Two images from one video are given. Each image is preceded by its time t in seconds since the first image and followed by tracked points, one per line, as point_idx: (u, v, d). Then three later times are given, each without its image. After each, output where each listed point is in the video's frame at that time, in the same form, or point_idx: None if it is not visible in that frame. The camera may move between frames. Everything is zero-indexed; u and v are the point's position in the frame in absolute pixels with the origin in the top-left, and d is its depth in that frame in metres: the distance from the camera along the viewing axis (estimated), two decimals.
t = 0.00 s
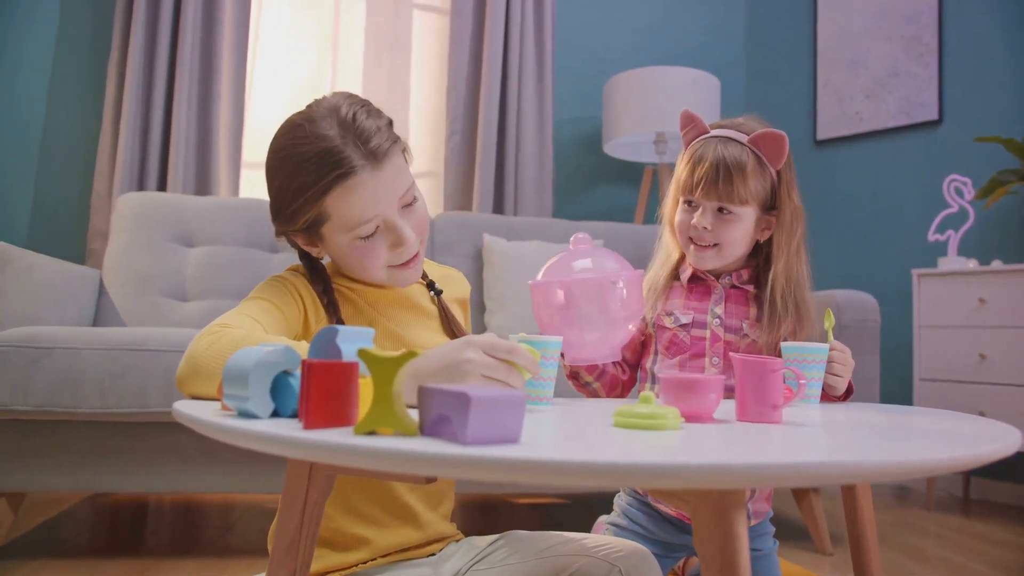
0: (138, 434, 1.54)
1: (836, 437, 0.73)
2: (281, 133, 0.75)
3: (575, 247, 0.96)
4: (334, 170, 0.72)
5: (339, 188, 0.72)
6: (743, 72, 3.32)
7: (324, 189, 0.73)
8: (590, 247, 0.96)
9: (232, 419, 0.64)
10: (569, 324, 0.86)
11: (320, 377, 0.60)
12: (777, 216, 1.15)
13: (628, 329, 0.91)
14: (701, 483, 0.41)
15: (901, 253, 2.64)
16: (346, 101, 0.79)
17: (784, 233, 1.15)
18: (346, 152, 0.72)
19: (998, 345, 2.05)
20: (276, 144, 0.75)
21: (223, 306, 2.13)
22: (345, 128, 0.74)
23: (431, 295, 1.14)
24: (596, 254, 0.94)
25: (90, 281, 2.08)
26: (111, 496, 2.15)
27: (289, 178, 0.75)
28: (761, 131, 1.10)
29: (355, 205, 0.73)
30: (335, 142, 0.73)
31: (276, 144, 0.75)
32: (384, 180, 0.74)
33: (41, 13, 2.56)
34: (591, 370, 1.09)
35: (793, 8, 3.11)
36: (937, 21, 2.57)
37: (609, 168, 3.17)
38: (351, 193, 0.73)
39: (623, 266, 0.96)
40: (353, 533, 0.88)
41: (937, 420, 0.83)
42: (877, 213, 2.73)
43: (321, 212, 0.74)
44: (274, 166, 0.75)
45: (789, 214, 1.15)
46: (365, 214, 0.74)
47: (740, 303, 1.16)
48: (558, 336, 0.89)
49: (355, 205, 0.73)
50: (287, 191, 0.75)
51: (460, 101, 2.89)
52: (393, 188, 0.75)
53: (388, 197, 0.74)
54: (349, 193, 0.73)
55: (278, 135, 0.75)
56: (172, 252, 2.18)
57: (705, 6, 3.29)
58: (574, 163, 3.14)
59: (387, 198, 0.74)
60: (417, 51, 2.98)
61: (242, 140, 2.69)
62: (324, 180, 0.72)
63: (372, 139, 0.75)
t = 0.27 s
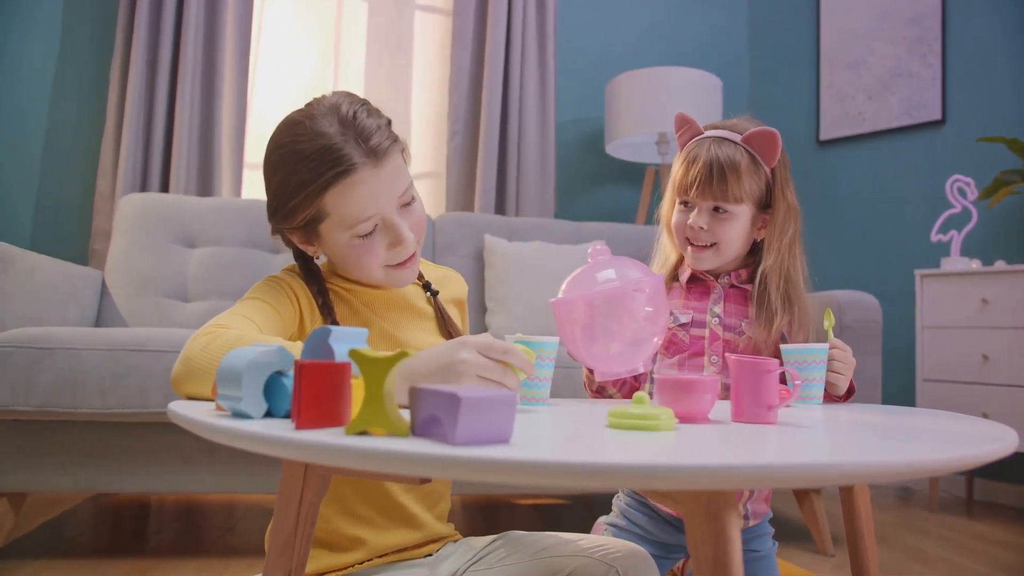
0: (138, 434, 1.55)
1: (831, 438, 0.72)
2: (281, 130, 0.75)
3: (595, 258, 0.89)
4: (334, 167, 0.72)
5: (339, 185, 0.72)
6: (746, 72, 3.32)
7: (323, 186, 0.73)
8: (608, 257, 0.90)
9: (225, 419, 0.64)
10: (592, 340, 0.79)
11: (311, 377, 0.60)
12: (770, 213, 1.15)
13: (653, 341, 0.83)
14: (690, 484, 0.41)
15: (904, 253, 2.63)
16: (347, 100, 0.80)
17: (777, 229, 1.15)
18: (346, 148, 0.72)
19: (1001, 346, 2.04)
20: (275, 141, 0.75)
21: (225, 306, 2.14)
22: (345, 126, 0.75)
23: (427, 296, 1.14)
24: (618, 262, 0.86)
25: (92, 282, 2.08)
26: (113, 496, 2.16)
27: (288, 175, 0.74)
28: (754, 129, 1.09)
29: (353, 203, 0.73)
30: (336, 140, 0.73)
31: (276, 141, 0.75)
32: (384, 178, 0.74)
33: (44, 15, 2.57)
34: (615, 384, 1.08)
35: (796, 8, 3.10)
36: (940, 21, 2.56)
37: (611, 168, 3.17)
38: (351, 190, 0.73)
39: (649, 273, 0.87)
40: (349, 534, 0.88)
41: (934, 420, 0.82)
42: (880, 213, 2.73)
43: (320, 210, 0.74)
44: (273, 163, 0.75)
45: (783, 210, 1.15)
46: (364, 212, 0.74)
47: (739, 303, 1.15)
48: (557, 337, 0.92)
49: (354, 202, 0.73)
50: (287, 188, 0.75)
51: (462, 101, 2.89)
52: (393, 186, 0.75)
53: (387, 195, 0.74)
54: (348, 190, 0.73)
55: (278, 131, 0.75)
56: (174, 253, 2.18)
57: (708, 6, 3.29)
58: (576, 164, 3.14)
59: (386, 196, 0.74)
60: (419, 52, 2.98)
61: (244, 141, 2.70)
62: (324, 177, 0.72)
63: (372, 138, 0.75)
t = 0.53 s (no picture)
0: (139, 434, 1.55)
1: (827, 438, 0.72)
2: (287, 122, 0.75)
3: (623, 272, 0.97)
4: (339, 159, 0.72)
5: (344, 178, 0.72)
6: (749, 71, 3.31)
7: (328, 178, 0.73)
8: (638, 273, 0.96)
9: (219, 419, 0.64)
10: (617, 351, 0.86)
11: (304, 377, 0.60)
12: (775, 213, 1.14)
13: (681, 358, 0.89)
14: (677, 484, 0.41)
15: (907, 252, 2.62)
16: (352, 97, 0.80)
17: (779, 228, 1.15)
18: (352, 141, 0.73)
19: (1004, 346, 2.03)
20: (281, 133, 0.75)
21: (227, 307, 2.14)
22: (350, 121, 0.75)
23: (426, 296, 1.14)
24: (646, 280, 0.94)
25: (95, 283, 2.08)
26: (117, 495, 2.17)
27: (292, 166, 0.74)
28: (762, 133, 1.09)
29: (357, 196, 0.73)
30: (341, 134, 0.73)
31: (281, 133, 0.75)
32: (388, 173, 0.74)
33: (48, 17, 2.58)
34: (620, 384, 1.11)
35: (799, 7, 3.09)
36: (944, 19, 2.55)
37: (613, 168, 3.16)
38: (355, 183, 0.73)
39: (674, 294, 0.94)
40: (347, 534, 0.88)
41: (930, 419, 0.82)
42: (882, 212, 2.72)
43: (323, 203, 0.74)
44: (278, 154, 0.75)
45: (789, 211, 1.14)
46: (367, 205, 0.74)
47: (738, 303, 1.15)
48: (554, 337, 0.92)
49: (358, 196, 0.73)
50: (290, 179, 0.75)
51: (464, 101, 2.89)
52: (397, 181, 0.75)
53: (391, 190, 0.74)
54: (353, 183, 0.73)
55: (284, 123, 0.75)
56: (176, 253, 2.19)
57: (710, 5, 3.28)
58: (578, 164, 3.14)
59: (389, 190, 0.74)
60: (421, 52, 2.99)
61: (247, 142, 2.71)
62: (328, 168, 0.72)
63: (377, 134, 0.75)
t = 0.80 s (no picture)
0: (141, 433, 1.55)
1: (823, 438, 0.72)
2: (298, 113, 0.75)
3: (641, 275, 1.03)
4: (348, 151, 0.72)
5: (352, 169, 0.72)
6: (752, 70, 3.30)
7: (336, 168, 0.73)
8: (656, 276, 1.03)
9: (214, 418, 0.64)
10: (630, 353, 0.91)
11: (298, 376, 0.60)
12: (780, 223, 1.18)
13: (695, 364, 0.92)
14: (665, 485, 0.41)
15: (911, 251, 2.61)
16: (361, 95, 0.81)
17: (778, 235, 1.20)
18: (361, 133, 0.73)
19: (1009, 345, 2.02)
20: (291, 122, 0.76)
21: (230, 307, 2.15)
22: (359, 114, 0.76)
23: (426, 296, 1.14)
24: (662, 284, 1.01)
25: (99, 283, 2.09)
26: (120, 495, 2.17)
27: (301, 156, 0.74)
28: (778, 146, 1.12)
29: (364, 188, 0.73)
30: (351, 127, 0.74)
31: (292, 123, 0.76)
32: (396, 166, 0.75)
33: (53, 19, 2.59)
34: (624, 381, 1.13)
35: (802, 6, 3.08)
36: (948, 17, 2.53)
37: (616, 168, 3.16)
38: (363, 175, 0.73)
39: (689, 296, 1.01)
40: (345, 533, 0.88)
41: (928, 417, 0.81)
42: (886, 210, 2.70)
43: (331, 194, 0.74)
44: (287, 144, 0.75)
45: (793, 221, 1.19)
46: (374, 198, 0.74)
47: (738, 304, 1.18)
48: (551, 337, 0.92)
49: (365, 188, 0.73)
50: (298, 169, 0.75)
51: (467, 101, 2.89)
52: (405, 175, 0.75)
53: (398, 184, 0.74)
54: (361, 175, 0.73)
55: (295, 114, 0.76)
56: (179, 253, 2.19)
57: (713, 4, 3.27)
58: (581, 163, 3.13)
59: (396, 185, 0.74)
60: (424, 52, 2.99)
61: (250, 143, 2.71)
62: (337, 157, 0.72)
63: (385, 128, 0.76)
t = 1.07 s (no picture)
0: (144, 433, 1.56)
1: (821, 438, 0.71)
2: (307, 110, 0.78)
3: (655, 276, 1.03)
4: (359, 145, 0.76)
5: (364, 163, 0.75)
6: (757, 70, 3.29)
7: (347, 163, 0.76)
8: (669, 278, 1.03)
9: (210, 418, 0.64)
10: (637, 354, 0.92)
11: (292, 376, 0.60)
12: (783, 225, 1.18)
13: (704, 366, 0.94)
14: (655, 485, 0.41)
15: (917, 251, 2.60)
16: (365, 93, 0.85)
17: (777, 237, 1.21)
18: (371, 129, 0.77)
19: (1016, 345, 2.01)
20: (300, 120, 0.79)
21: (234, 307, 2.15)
22: (368, 111, 0.79)
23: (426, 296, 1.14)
24: (674, 286, 1.00)
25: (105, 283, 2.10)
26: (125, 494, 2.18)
27: (310, 152, 0.77)
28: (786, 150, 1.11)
29: (374, 182, 0.77)
30: (361, 123, 0.77)
31: (300, 119, 0.79)
32: (404, 161, 0.78)
33: (59, 21, 2.61)
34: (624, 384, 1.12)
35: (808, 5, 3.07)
36: (955, 16, 2.52)
37: (621, 168, 3.15)
38: (374, 169, 0.76)
39: (700, 299, 1.01)
40: (344, 533, 0.88)
41: (927, 417, 0.81)
42: (892, 210, 2.69)
43: (341, 188, 0.77)
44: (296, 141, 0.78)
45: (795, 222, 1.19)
46: (384, 192, 0.77)
47: (740, 307, 1.18)
48: (549, 337, 0.92)
49: (375, 183, 0.77)
50: (308, 164, 0.78)
51: (471, 101, 2.89)
52: (412, 170, 0.79)
53: (406, 178, 0.78)
54: (371, 169, 0.76)
55: (304, 110, 0.79)
56: (184, 253, 2.21)
57: (719, 4, 3.27)
58: (586, 164, 3.13)
59: (405, 178, 0.78)
60: (428, 52, 2.99)
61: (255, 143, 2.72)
62: (348, 152, 0.75)
63: (392, 125, 0.80)
